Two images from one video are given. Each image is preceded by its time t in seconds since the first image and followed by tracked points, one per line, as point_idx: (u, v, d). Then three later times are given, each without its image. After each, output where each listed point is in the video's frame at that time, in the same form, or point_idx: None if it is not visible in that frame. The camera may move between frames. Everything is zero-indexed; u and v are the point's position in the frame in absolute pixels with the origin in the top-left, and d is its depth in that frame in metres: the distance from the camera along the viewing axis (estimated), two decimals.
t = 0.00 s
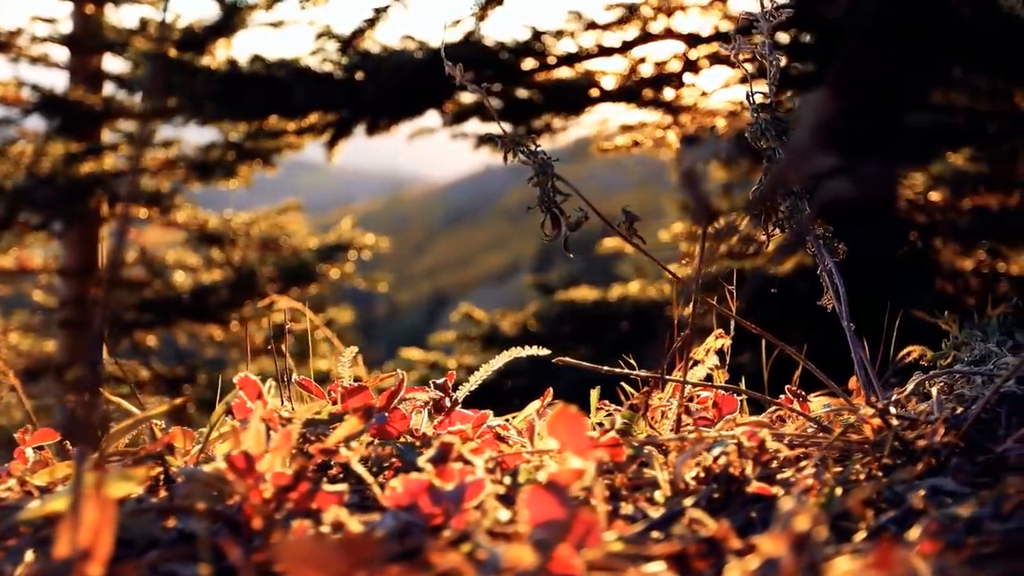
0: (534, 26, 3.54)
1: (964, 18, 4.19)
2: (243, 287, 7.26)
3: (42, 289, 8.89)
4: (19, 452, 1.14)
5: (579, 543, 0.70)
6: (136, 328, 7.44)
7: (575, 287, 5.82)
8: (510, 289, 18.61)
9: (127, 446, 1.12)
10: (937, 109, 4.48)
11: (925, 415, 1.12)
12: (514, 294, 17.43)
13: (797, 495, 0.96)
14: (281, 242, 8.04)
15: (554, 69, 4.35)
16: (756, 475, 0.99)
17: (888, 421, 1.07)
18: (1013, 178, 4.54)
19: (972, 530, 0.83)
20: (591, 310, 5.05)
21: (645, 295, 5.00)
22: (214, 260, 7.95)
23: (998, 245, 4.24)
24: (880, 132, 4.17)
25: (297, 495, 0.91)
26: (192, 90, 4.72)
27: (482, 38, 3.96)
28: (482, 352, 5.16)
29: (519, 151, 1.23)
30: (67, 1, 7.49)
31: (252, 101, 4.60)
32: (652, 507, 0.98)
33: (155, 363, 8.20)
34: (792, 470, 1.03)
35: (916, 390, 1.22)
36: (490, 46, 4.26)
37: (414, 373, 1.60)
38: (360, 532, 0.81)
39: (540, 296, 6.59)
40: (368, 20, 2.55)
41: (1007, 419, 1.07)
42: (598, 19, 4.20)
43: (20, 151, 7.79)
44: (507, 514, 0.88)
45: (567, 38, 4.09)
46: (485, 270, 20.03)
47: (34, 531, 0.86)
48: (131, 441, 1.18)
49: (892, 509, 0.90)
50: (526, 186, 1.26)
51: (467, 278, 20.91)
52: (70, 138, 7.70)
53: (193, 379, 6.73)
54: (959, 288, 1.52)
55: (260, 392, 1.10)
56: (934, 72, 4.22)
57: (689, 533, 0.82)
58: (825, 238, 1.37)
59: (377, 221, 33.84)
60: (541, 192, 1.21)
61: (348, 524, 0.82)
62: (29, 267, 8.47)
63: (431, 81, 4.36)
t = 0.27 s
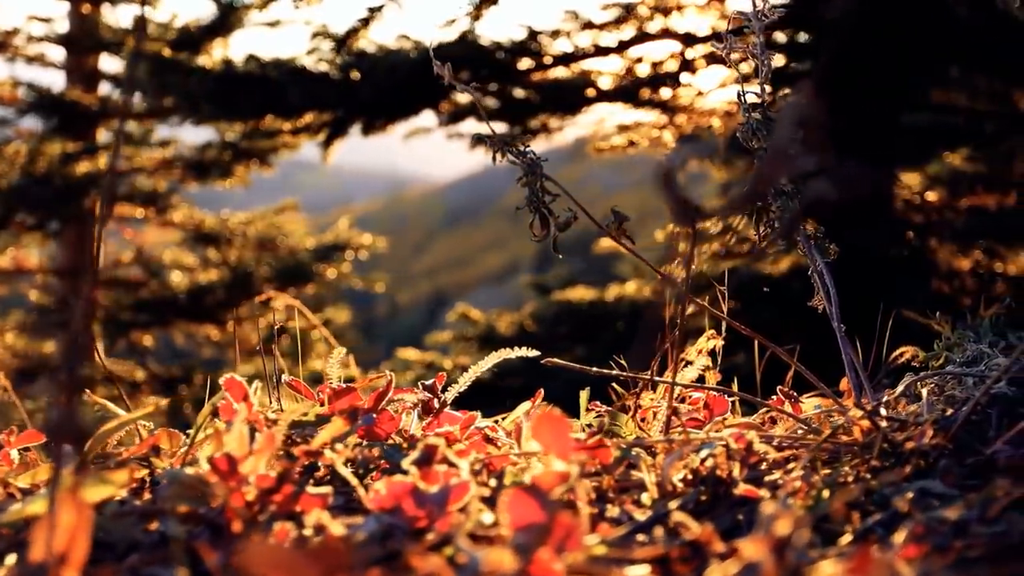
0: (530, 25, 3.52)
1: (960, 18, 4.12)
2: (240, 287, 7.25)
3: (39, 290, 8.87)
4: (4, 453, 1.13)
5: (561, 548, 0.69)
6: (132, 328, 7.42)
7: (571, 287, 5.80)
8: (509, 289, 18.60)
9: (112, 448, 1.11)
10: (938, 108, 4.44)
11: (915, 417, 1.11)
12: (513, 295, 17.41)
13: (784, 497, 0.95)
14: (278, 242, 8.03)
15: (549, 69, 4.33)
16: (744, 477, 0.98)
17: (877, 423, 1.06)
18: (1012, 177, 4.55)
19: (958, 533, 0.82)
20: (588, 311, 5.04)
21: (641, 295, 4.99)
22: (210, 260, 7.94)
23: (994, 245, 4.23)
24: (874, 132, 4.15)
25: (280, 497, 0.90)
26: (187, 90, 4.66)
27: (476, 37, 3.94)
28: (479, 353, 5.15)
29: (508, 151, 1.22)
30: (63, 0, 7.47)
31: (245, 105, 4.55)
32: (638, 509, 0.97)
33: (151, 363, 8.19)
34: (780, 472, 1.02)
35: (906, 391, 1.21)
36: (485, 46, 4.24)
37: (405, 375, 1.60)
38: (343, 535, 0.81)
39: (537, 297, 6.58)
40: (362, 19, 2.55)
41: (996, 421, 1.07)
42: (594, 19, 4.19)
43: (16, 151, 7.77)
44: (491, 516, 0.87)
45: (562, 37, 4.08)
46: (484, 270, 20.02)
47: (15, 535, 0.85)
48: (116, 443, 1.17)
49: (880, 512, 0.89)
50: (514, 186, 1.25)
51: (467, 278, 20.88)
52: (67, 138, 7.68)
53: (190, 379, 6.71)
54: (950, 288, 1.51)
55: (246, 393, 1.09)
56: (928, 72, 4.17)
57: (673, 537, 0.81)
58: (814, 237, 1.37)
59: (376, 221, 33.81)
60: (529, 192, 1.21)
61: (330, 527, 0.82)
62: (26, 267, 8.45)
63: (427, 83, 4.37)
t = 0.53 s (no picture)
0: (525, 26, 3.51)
1: (958, 19, 4.10)
2: (237, 288, 7.23)
3: (36, 289, 8.85)
4: None
5: (542, 554, 0.69)
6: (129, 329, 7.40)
7: (569, 288, 5.79)
8: (508, 289, 18.58)
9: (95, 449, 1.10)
10: (935, 110, 4.46)
11: (905, 418, 1.11)
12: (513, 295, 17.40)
13: (771, 500, 0.95)
14: (275, 242, 8.03)
15: (545, 69, 4.33)
16: (731, 480, 0.98)
17: (866, 426, 1.06)
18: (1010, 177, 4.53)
19: (944, 538, 0.81)
20: (584, 311, 5.03)
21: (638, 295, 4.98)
22: (207, 260, 7.94)
23: (992, 245, 4.22)
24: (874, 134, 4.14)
25: (263, 500, 0.90)
26: (183, 91, 4.65)
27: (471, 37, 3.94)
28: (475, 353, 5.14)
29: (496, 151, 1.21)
30: None
31: (240, 105, 4.56)
32: (624, 512, 0.97)
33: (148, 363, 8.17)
34: (768, 474, 1.02)
35: (896, 393, 1.21)
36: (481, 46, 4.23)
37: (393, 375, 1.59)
38: (324, 539, 0.80)
39: (535, 297, 6.57)
40: (356, 19, 2.54)
41: (986, 423, 1.06)
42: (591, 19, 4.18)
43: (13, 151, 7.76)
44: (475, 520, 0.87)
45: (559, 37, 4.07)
46: (484, 271, 20.02)
47: None
48: (101, 445, 1.17)
49: (866, 515, 0.89)
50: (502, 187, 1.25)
51: (466, 277, 20.87)
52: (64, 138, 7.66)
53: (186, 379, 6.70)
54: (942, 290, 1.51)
55: (231, 395, 1.09)
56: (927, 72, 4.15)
57: (656, 543, 0.80)
58: (803, 238, 1.37)
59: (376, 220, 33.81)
60: (517, 193, 1.20)
61: (312, 532, 0.81)
62: (23, 267, 8.43)
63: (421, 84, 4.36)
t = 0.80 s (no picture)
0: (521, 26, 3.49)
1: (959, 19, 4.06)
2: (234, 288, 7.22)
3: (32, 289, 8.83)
4: None
5: (521, 557, 0.68)
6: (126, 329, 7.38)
7: (565, 288, 5.78)
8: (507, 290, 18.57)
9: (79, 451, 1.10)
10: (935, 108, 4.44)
11: (894, 420, 1.10)
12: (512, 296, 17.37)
13: (757, 503, 0.94)
14: (272, 242, 8.02)
15: (542, 70, 4.30)
16: (718, 483, 0.97)
17: (855, 427, 1.05)
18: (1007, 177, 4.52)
19: (932, 543, 0.81)
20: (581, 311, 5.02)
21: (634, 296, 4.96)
22: (203, 260, 7.93)
23: (989, 245, 4.21)
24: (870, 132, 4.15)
25: (246, 503, 0.89)
26: (178, 91, 4.64)
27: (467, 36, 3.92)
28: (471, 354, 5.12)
29: (484, 152, 1.20)
30: None
31: (235, 104, 4.55)
32: (610, 515, 0.96)
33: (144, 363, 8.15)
34: (756, 476, 1.01)
35: (886, 393, 1.21)
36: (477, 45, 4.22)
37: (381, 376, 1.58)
38: (304, 542, 0.79)
39: (532, 298, 6.56)
40: (350, 18, 2.53)
41: (976, 425, 1.06)
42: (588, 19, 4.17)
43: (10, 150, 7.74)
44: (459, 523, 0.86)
45: (555, 37, 4.06)
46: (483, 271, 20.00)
47: None
48: (86, 447, 1.16)
49: (853, 518, 0.88)
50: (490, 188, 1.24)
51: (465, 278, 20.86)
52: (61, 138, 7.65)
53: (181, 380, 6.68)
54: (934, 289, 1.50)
55: (216, 397, 1.08)
56: (927, 71, 4.13)
57: (640, 546, 0.79)
58: (794, 237, 1.36)
59: (375, 220, 33.80)
60: (506, 194, 1.19)
61: (293, 535, 0.80)
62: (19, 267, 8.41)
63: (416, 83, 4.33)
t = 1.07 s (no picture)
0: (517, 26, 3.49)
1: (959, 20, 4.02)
2: (230, 288, 7.20)
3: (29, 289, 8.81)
4: None
5: (500, 560, 0.68)
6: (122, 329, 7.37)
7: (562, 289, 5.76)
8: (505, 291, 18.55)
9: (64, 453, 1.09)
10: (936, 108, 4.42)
11: (884, 423, 1.10)
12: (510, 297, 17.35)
13: (744, 506, 0.93)
14: (268, 243, 8.01)
15: (538, 69, 4.29)
16: (705, 485, 0.96)
17: (844, 431, 1.04)
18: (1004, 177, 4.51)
19: (919, 548, 0.80)
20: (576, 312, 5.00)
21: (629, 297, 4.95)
22: (199, 260, 7.92)
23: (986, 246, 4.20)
24: (865, 130, 4.16)
25: (229, 506, 0.89)
26: (172, 91, 4.63)
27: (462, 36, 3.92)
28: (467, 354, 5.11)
29: (472, 152, 1.20)
30: None
31: (230, 104, 4.54)
32: (597, 518, 0.95)
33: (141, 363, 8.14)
34: (745, 479, 1.00)
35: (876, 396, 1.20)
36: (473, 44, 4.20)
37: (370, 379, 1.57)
38: (285, 546, 0.78)
39: (528, 298, 6.55)
40: (343, 17, 2.52)
41: (966, 428, 1.05)
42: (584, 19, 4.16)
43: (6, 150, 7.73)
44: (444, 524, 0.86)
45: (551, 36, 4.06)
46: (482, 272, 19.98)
47: None
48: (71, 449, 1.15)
49: (840, 522, 0.87)
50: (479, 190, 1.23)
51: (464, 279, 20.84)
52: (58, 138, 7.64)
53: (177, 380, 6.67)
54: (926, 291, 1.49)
55: (202, 399, 1.08)
56: (925, 70, 4.09)
57: (623, 550, 0.79)
58: (782, 238, 1.36)
59: (374, 220, 33.82)
60: (494, 195, 1.19)
61: (274, 538, 0.80)
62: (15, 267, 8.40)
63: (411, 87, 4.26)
